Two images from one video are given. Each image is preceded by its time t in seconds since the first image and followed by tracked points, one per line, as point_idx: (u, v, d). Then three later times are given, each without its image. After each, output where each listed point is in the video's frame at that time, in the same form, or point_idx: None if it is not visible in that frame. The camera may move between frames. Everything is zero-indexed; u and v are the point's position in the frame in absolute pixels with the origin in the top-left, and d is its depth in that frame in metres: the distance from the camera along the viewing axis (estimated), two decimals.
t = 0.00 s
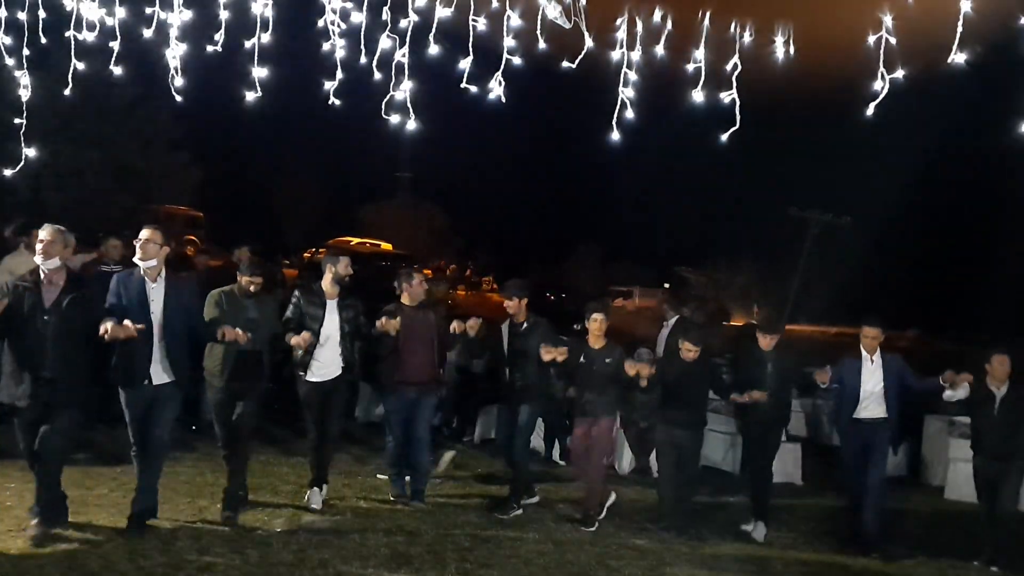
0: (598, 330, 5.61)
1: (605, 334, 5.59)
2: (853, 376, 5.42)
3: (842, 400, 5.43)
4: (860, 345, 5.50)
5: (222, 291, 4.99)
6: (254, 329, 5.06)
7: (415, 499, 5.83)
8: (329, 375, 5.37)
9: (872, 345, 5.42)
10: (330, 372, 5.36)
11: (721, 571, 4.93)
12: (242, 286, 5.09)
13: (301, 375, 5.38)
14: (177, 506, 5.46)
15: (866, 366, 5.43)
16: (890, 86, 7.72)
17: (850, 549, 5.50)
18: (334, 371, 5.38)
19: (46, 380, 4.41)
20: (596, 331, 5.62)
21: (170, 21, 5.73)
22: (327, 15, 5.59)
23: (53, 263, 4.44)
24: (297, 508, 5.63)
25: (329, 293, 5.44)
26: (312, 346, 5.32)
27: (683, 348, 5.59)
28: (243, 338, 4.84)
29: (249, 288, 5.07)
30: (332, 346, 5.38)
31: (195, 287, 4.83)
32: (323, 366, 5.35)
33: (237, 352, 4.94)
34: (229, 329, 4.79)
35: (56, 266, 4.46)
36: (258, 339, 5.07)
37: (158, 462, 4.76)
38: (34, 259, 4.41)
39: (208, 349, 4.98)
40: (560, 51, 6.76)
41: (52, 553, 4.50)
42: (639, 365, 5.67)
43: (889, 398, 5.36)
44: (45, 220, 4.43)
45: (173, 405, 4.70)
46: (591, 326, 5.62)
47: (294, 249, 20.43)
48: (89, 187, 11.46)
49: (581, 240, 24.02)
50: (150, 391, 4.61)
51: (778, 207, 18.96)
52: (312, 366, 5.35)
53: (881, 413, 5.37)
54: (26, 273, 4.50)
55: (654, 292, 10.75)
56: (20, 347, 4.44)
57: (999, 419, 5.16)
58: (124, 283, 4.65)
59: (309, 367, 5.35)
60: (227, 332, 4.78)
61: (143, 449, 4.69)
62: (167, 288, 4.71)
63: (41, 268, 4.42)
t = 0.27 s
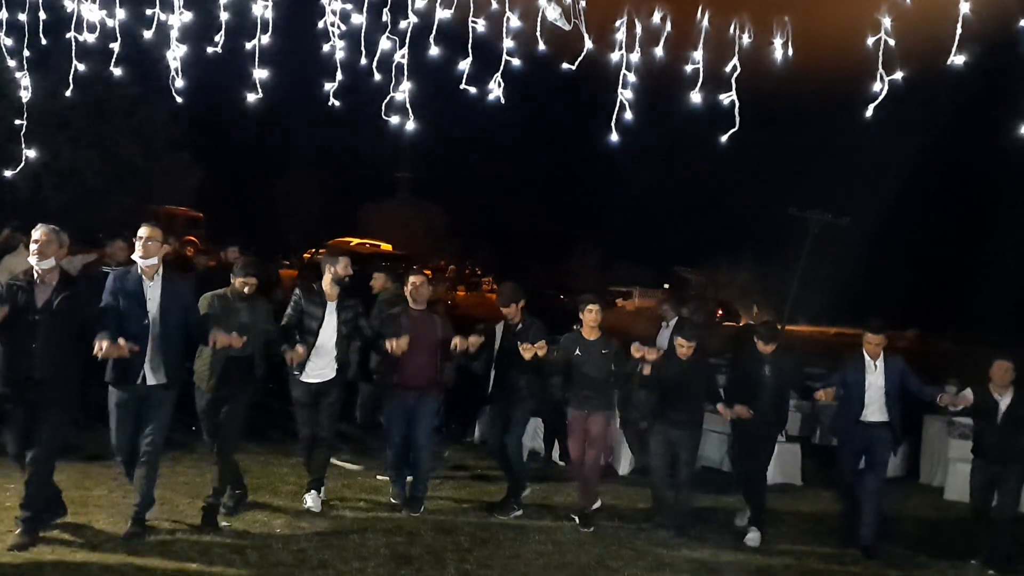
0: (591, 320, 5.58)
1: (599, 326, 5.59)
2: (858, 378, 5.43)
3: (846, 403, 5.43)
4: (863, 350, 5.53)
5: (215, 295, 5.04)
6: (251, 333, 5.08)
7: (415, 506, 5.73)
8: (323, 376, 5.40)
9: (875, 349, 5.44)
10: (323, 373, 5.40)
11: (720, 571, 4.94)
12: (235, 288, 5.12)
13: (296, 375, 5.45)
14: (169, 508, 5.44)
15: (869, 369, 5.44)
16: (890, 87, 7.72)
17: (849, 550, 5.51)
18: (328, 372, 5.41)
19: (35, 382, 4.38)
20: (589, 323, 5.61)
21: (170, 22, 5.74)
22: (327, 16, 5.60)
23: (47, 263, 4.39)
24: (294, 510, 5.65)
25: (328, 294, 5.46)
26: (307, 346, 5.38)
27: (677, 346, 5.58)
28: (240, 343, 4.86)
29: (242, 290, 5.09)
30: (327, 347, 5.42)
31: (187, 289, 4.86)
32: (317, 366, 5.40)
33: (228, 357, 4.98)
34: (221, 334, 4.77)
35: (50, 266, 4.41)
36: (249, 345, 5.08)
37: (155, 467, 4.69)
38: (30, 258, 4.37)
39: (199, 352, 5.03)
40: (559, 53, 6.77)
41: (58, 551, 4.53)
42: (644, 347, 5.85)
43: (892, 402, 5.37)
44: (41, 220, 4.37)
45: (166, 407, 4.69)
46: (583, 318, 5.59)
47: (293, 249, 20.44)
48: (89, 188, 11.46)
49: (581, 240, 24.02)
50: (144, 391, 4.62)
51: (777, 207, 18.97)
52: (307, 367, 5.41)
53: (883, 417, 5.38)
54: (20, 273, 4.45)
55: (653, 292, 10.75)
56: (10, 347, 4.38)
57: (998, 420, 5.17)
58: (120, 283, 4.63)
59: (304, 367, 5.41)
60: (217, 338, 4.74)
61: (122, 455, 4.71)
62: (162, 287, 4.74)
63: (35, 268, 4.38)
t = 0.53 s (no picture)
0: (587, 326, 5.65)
1: (595, 332, 5.65)
2: (859, 379, 5.45)
3: (846, 403, 5.49)
4: (864, 348, 5.53)
5: (207, 293, 5.00)
6: (237, 333, 5.00)
7: (412, 509, 5.78)
8: (319, 376, 5.43)
9: (876, 349, 5.45)
10: (319, 374, 5.42)
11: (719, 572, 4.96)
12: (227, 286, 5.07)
13: (291, 373, 5.45)
14: (159, 509, 5.45)
15: (871, 369, 5.46)
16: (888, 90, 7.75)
17: (848, 552, 5.53)
18: (323, 374, 5.44)
19: (38, 385, 4.39)
20: (586, 329, 5.67)
21: (171, 25, 5.77)
22: (327, 19, 5.63)
23: (43, 264, 4.43)
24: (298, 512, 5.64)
25: (326, 293, 5.46)
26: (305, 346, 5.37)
27: (660, 350, 5.70)
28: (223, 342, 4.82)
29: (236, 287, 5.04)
30: (324, 348, 5.42)
31: (185, 289, 4.88)
32: (314, 367, 5.40)
33: (220, 359, 4.97)
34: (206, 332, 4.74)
35: (45, 267, 4.45)
36: (240, 347, 5.03)
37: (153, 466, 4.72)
38: (26, 260, 4.39)
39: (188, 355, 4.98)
40: (558, 57, 6.80)
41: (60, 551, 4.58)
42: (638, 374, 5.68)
43: (892, 402, 5.42)
44: (33, 221, 4.43)
45: (159, 407, 4.70)
46: (580, 324, 5.66)
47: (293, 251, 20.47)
48: (89, 190, 11.49)
49: (580, 242, 24.05)
50: (139, 390, 4.63)
51: (776, 210, 19.00)
52: (303, 366, 5.40)
53: (883, 416, 5.44)
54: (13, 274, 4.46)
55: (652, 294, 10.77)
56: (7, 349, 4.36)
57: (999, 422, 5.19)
58: (118, 280, 4.65)
59: (300, 366, 5.40)
60: (201, 336, 4.71)
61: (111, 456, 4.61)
62: (159, 286, 4.76)
63: (32, 269, 4.41)
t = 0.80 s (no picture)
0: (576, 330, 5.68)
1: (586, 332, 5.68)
2: (850, 387, 5.47)
3: (834, 405, 5.54)
4: (856, 352, 5.54)
5: (197, 296, 4.93)
6: (232, 336, 5.00)
7: (412, 511, 5.76)
8: (312, 379, 5.46)
9: (868, 352, 5.46)
10: (312, 377, 5.45)
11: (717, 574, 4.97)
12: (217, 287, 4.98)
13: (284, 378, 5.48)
14: (151, 511, 5.46)
15: (860, 372, 5.49)
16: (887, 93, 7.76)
17: (846, 554, 5.54)
18: (316, 377, 5.46)
19: (36, 389, 4.39)
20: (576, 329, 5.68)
21: (171, 27, 5.79)
22: (327, 21, 5.65)
23: (39, 269, 4.38)
24: (298, 513, 5.65)
25: (315, 295, 5.49)
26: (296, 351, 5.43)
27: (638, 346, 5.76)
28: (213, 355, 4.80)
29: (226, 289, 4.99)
30: (315, 352, 5.45)
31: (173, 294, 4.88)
32: (306, 371, 5.44)
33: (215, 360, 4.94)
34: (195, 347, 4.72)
35: (40, 272, 4.41)
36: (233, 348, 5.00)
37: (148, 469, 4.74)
38: (23, 264, 4.34)
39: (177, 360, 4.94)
40: (558, 59, 6.81)
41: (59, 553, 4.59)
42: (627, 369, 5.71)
43: (880, 405, 5.44)
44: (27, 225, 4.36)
45: (150, 413, 4.70)
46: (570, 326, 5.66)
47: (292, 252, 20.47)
48: (88, 191, 11.50)
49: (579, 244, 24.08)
50: (128, 396, 4.61)
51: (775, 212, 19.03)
52: (296, 370, 5.43)
53: (872, 419, 5.46)
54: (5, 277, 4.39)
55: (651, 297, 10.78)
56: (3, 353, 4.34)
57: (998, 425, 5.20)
58: (107, 287, 4.60)
59: (293, 371, 5.43)
60: (190, 351, 4.69)
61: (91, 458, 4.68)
62: (149, 294, 4.75)
63: (27, 273, 4.36)
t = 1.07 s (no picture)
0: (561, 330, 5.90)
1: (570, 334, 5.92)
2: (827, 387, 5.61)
3: (817, 405, 5.63)
4: (835, 352, 5.69)
5: (179, 295, 5.06)
6: (215, 330, 5.11)
7: (411, 512, 5.78)
8: (299, 378, 5.53)
9: (847, 351, 5.60)
10: (299, 376, 5.52)
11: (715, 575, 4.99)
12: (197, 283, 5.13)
13: (270, 378, 5.54)
14: (146, 512, 5.47)
15: (839, 372, 5.62)
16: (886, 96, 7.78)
17: (845, 555, 5.56)
18: (303, 376, 5.54)
19: (17, 385, 4.35)
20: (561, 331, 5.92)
21: (172, 29, 5.81)
22: (327, 23, 5.67)
23: (20, 264, 4.40)
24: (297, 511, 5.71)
25: (298, 293, 5.53)
26: (282, 348, 5.48)
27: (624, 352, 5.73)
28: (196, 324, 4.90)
29: (206, 286, 5.12)
30: (302, 351, 5.53)
31: (150, 287, 4.87)
32: (293, 369, 5.50)
33: (200, 358, 5.07)
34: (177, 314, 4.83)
35: (21, 266, 4.41)
36: (219, 346, 5.13)
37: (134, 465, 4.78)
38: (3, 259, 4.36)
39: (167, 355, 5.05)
40: (558, 62, 6.82)
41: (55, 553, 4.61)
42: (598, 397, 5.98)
43: (862, 402, 5.56)
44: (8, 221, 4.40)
45: (130, 408, 4.68)
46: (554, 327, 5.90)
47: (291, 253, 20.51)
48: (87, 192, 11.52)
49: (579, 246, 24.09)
50: (107, 391, 4.60)
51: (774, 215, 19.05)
52: (282, 369, 5.50)
53: (855, 418, 5.57)
54: None
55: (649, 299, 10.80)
56: None
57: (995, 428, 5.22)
58: (82, 282, 4.60)
59: (279, 371, 5.51)
60: (174, 315, 4.80)
61: (69, 451, 4.70)
62: (125, 286, 4.74)
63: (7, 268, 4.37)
